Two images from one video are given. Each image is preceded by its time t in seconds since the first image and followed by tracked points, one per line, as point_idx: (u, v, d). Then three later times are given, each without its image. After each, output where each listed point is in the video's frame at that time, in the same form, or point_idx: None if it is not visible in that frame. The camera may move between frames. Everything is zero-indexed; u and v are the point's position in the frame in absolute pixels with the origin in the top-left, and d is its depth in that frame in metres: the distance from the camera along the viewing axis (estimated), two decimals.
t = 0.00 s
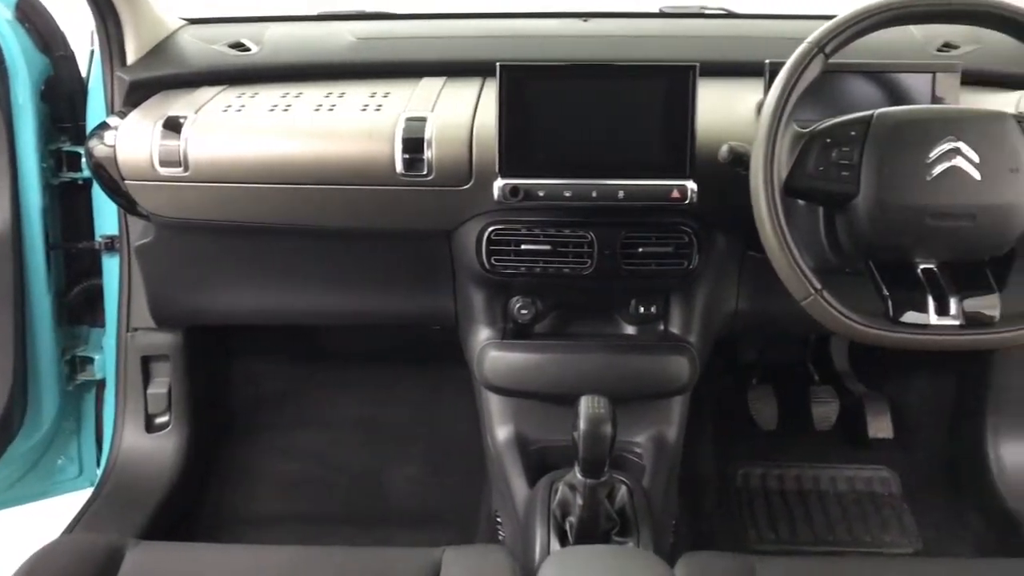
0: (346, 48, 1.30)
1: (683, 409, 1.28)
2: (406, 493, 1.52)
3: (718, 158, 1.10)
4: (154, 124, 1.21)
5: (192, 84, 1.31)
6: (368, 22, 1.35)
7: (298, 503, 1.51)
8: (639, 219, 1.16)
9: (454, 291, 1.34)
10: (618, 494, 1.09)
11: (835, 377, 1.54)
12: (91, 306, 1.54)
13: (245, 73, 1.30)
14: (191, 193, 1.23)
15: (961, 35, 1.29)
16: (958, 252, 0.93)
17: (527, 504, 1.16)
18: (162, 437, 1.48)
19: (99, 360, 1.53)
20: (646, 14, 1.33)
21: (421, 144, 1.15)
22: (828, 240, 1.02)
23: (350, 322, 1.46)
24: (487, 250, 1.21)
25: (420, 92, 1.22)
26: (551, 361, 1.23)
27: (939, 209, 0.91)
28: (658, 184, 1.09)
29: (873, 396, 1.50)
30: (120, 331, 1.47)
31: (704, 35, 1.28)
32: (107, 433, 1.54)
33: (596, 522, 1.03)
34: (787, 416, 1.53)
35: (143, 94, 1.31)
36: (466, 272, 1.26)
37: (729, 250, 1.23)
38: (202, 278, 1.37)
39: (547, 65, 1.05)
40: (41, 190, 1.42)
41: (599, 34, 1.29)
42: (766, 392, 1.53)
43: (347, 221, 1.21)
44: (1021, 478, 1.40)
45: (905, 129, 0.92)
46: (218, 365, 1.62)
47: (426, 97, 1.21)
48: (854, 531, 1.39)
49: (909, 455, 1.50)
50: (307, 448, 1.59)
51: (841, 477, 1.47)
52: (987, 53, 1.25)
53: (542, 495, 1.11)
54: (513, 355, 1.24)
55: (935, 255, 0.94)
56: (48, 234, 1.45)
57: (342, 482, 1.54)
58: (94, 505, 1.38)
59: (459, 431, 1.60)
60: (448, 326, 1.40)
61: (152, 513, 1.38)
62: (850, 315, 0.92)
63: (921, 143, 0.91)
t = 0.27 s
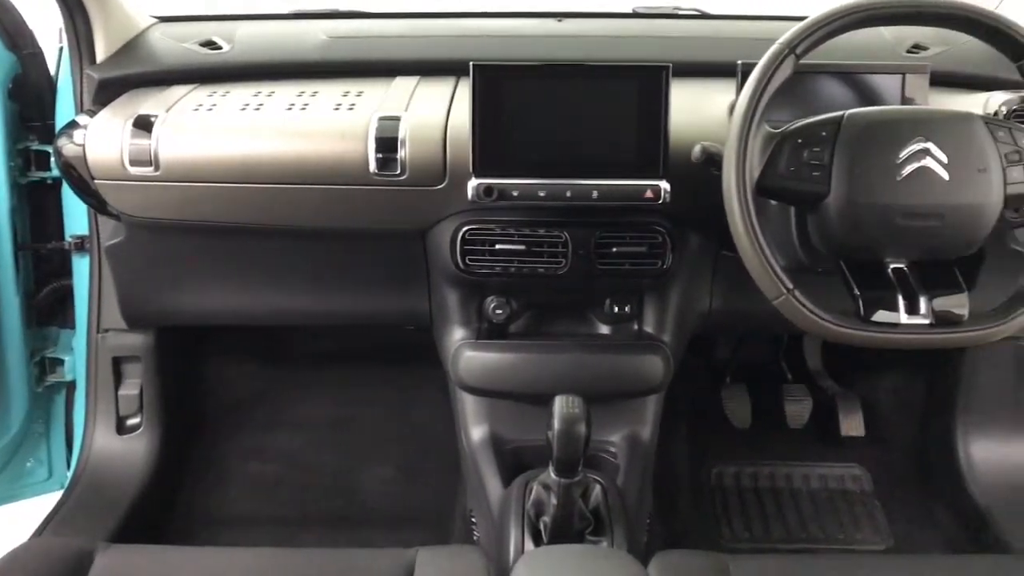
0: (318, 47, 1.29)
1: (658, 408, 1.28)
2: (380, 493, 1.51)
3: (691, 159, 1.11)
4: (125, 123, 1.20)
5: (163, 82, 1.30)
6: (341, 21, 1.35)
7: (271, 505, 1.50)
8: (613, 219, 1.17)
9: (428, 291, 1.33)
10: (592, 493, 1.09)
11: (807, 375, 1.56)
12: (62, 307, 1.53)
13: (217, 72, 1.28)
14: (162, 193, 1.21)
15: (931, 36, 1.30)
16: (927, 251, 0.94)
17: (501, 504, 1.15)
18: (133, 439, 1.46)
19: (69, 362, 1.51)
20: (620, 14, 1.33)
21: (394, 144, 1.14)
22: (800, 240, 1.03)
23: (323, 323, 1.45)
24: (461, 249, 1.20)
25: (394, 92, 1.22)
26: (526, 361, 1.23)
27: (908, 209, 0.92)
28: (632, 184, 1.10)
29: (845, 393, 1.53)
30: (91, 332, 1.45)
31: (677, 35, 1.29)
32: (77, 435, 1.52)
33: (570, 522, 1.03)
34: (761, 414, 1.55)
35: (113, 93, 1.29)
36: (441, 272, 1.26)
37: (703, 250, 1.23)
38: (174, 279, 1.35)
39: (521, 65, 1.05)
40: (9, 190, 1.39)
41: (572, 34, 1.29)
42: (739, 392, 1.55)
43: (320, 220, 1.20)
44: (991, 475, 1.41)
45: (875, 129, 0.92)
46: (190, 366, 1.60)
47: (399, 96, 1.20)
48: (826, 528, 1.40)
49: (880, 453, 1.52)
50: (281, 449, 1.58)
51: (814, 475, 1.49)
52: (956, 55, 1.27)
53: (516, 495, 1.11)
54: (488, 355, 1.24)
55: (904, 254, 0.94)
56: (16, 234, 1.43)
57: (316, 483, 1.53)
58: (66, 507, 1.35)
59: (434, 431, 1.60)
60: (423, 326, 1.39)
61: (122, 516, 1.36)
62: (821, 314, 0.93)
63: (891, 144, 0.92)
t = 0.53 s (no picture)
0: (295, 46, 1.28)
1: (635, 408, 1.29)
2: (358, 495, 1.50)
3: (668, 159, 1.11)
4: (99, 122, 1.19)
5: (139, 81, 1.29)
6: (318, 20, 1.34)
7: (248, 507, 1.49)
8: (590, 219, 1.17)
9: (406, 291, 1.33)
10: (570, 493, 1.09)
11: (783, 375, 1.56)
12: (35, 308, 1.53)
13: (193, 71, 1.28)
14: (137, 193, 1.20)
15: (906, 37, 1.32)
16: (900, 252, 0.95)
17: (479, 504, 1.15)
18: (108, 440, 1.45)
19: (41, 363, 1.49)
20: (598, 14, 1.34)
21: (372, 144, 1.14)
22: (776, 239, 1.03)
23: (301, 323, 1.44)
24: (439, 250, 1.20)
25: (371, 91, 1.21)
26: (503, 361, 1.23)
27: (882, 209, 0.93)
28: (609, 184, 1.10)
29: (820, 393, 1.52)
30: (65, 333, 1.44)
31: (655, 36, 1.30)
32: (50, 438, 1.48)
33: (548, 522, 1.03)
34: (738, 415, 1.55)
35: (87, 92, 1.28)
36: (418, 272, 1.25)
37: (680, 251, 1.24)
38: (149, 279, 1.34)
39: (498, 65, 1.05)
40: None
41: (550, 34, 1.29)
42: (716, 392, 1.54)
43: (297, 221, 1.20)
44: (965, 475, 1.40)
45: (849, 131, 0.93)
46: (166, 368, 1.59)
47: (377, 95, 1.20)
48: (802, 527, 1.41)
49: (855, 452, 1.53)
50: (257, 450, 1.57)
51: (789, 474, 1.50)
52: (930, 56, 1.28)
53: (494, 495, 1.11)
54: (465, 355, 1.24)
55: (878, 254, 0.95)
56: None
57: (293, 484, 1.52)
58: (38, 510, 1.34)
59: (411, 432, 1.60)
60: (400, 326, 1.39)
61: (96, 519, 1.35)
62: (795, 313, 0.93)
63: (865, 145, 0.93)
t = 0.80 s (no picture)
0: (273, 46, 1.28)
1: (614, 408, 1.29)
2: (337, 496, 1.50)
3: (646, 160, 1.11)
4: (74, 121, 1.18)
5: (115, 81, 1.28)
6: (296, 20, 1.33)
7: (226, 508, 1.48)
8: (570, 219, 1.17)
9: (385, 292, 1.33)
10: (549, 493, 1.09)
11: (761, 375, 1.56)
12: (11, 311, 1.53)
13: (170, 70, 1.27)
14: (112, 193, 1.19)
15: (883, 40, 1.33)
16: (876, 252, 0.96)
17: (458, 505, 1.15)
18: (83, 443, 1.43)
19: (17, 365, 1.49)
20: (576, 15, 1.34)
21: (350, 144, 1.13)
22: (754, 240, 1.04)
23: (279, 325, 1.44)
24: (418, 250, 1.20)
25: (349, 91, 1.21)
26: (483, 362, 1.22)
27: (858, 210, 0.93)
28: (587, 185, 1.10)
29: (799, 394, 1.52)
30: (39, 334, 1.41)
31: (633, 36, 1.30)
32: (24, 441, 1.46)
33: (526, 522, 1.03)
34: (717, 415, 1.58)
35: (61, 91, 1.26)
36: (397, 272, 1.25)
37: (659, 251, 1.24)
38: (125, 280, 1.33)
39: (476, 65, 1.05)
40: None
41: (529, 34, 1.29)
42: (695, 392, 1.55)
43: (275, 221, 1.19)
44: (940, 474, 1.41)
45: (825, 132, 0.94)
46: (143, 369, 1.58)
47: (355, 95, 1.19)
48: (780, 525, 1.41)
49: (833, 451, 1.54)
50: (236, 452, 1.56)
51: (767, 473, 1.51)
52: (907, 57, 1.29)
53: (473, 496, 1.11)
54: (445, 356, 1.24)
55: (854, 255, 0.96)
56: None
57: (271, 486, 1.51)
58: (14, 512, 1.32)
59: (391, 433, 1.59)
60: (380, 327, 1.38)
61: (72, 522, 1.34)
62: (773, 313, 0.94)
63: (842, 146, 0.93)
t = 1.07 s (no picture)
0: (252, 46, 1.27)
1: (595, 408, 1.29)
2: (317, 498, 1.49)
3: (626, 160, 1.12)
4: (50, 121, 1.17)
5: (92, 80, 1.26)
6: (275, 19, 1.33)
7: (205, 510, 1.47)
8: (550, 219, 1.17)
9: (365, 292, 1.32)
10: (531, 493, 1.10)
11: (741, 374, 1.59)
12: None
13: (147, 70, 1.26)
14: (89, 194, 1.18)
15: (860, 40, 1.34)
16: (854, 252, 0.96)
17: (439, 506, 1.15)
18: (61, 445, 1.42)
19: None
20: (556, 15, 1.34)
21: (330, 144, 1.13)
22: (732, 240, 1.04)
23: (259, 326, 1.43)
24: (398, 250, 1.20)
25: (329, 91, 1.20)
26: (464, 362, 1.22)
27: (836, 209, 0.94)
28: (568, 185, 1.10)
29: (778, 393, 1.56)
30: (16, 336, 1.40)
31: (613, 37, 1.30)
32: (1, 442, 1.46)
33: (507, 522, 1.03)
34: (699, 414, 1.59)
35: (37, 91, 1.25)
36: (377, 272, 1.25)
37: (639, 251, 1.24)
38: (103, 281, 1.32)
39: (456, 65, 1.05)
40: None
41: (509, 34, 1.29)
42: (677, 391, 1.57)
43: (254, 221, 1.18)
44: (918, 471, 1.42)
45: (804, 132, 0.94)
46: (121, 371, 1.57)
47: (335, 95, 1.19)
48: (761, 523, 1.42)
49: (812, 450, 1.55)
50: (215, 454, 1.55)
51: (748, 472, 1.51)
52: (884, 58, 1.30)
53: (454, 497, 1.10)
54: (426, 356, 1.24)
55: (832, 254, 0.96)
56: None
57: (252, 488, 1.50)
58: None
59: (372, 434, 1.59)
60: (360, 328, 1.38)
61: (49, 524, 1.32)
62: (752, 312, 0.95)
63: (820, 146, 0.94)
